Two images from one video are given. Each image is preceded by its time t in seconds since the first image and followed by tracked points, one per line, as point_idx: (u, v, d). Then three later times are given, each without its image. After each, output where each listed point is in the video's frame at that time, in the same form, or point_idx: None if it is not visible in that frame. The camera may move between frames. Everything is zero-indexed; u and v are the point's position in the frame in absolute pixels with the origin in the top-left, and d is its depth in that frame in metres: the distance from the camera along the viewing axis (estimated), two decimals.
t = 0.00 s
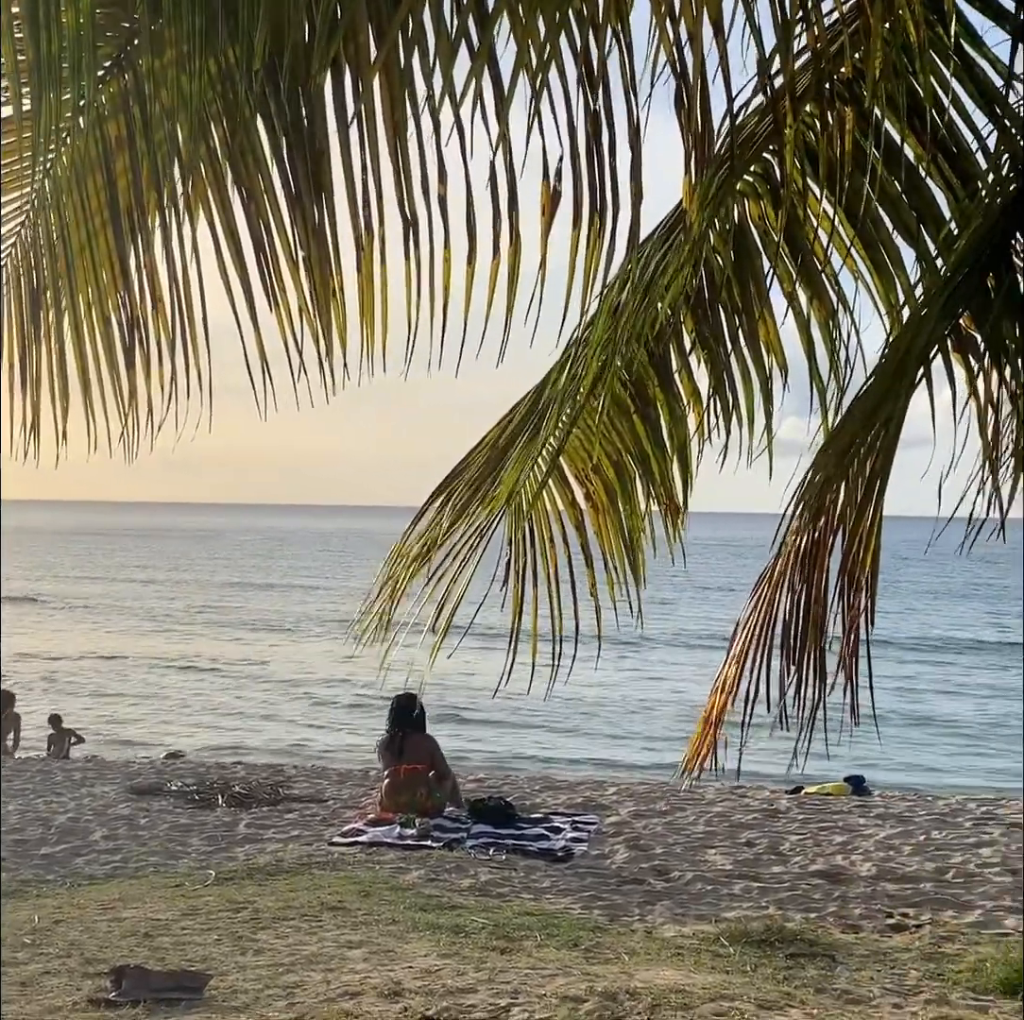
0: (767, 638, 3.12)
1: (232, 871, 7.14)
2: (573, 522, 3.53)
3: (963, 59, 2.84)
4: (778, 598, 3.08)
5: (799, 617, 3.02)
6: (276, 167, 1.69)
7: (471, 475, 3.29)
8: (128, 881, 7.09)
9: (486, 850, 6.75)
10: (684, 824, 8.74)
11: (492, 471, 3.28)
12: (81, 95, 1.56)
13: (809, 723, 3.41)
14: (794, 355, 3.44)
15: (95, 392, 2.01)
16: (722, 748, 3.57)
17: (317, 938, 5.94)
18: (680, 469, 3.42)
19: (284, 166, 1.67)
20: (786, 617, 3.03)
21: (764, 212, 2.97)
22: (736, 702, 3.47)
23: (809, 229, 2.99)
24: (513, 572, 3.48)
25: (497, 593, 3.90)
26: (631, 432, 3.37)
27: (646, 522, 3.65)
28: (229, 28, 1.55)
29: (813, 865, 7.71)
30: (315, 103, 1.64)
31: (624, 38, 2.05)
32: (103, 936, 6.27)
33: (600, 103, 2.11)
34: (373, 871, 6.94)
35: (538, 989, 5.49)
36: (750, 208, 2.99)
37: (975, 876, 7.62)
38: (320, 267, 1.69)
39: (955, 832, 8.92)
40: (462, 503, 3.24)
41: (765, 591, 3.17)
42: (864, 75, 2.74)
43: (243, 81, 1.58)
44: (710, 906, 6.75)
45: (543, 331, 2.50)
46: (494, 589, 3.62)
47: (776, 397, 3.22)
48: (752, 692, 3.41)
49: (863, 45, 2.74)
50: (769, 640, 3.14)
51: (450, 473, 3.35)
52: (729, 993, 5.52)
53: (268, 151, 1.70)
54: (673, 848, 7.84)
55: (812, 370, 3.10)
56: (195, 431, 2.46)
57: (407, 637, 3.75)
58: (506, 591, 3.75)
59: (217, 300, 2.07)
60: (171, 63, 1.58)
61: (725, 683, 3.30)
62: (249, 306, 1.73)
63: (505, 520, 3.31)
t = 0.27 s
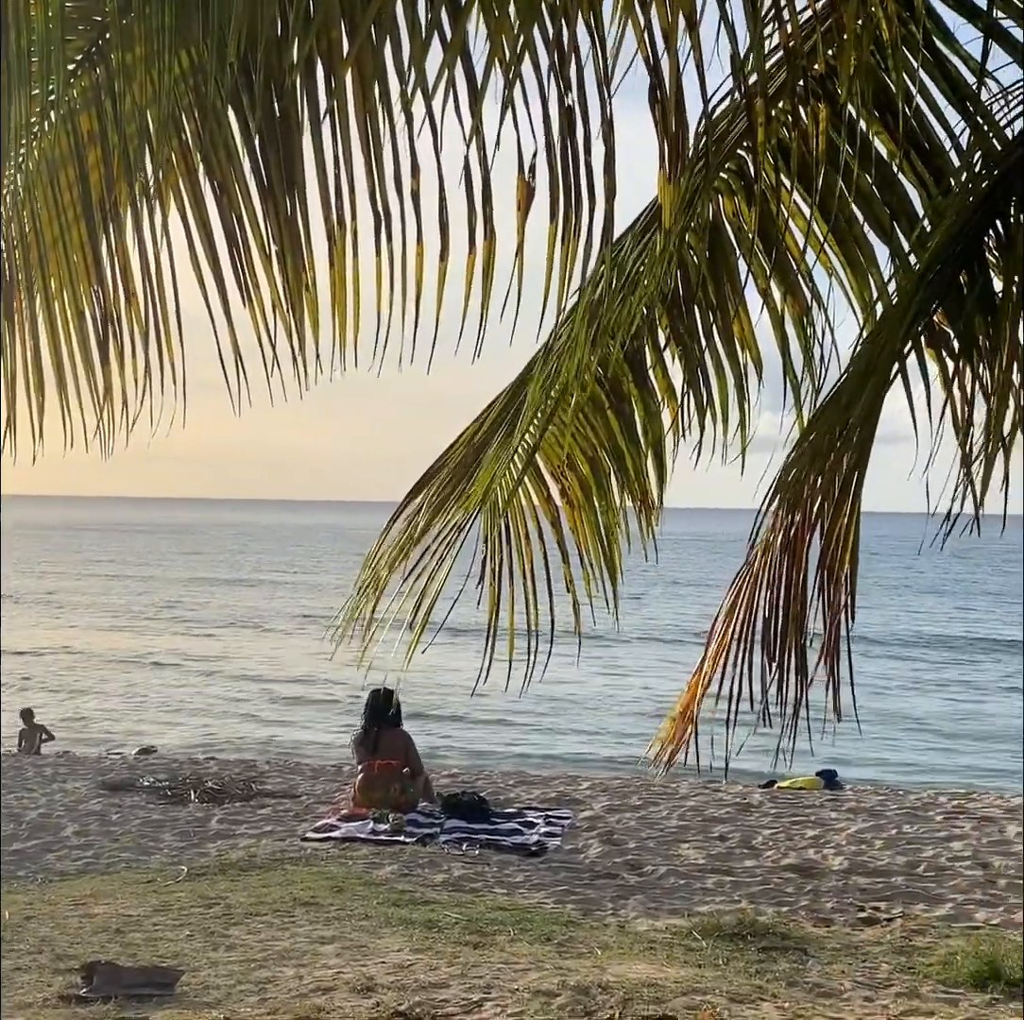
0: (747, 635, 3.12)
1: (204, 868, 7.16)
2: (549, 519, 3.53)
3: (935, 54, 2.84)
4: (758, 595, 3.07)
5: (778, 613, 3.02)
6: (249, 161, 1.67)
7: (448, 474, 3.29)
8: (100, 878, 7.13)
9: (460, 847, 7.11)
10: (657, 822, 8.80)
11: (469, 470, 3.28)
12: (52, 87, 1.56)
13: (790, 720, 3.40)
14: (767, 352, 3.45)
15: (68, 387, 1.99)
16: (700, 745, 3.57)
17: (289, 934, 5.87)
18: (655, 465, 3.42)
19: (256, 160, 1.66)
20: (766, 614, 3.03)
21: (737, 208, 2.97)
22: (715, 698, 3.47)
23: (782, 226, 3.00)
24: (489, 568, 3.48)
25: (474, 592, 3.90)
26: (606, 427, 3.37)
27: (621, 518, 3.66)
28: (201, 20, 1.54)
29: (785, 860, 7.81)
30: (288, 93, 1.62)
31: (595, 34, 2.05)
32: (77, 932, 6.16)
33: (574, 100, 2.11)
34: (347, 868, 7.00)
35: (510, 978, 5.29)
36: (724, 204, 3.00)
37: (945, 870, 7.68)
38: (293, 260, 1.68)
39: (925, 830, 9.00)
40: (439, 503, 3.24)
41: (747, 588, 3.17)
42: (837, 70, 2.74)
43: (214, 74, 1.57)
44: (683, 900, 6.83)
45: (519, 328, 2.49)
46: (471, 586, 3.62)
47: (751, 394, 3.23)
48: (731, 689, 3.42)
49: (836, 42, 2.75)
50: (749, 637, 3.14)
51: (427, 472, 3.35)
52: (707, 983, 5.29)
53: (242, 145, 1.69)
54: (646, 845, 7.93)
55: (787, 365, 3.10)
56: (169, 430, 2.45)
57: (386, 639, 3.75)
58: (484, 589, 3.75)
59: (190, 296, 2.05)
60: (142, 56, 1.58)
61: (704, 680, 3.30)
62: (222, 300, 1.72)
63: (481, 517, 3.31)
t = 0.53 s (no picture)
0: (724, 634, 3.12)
1: (175, 866, 7.14)
2: (525, 518, 3.53)
3: (905, 52, 2.85)
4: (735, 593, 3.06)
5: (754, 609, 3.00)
6: (220, 156, 1.65)
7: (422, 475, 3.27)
8: (72, 874, 7.14)
9: (434, 841, 7.09)
10: (629, 818, 8.83)
11: (443, 470, 3.26)
12: (17, 85, 1.54)
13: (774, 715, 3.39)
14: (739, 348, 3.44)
15: (40, 382, 1.98)
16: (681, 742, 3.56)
17: (262, 931, 5.86)
18: (629, 462, 3.42)
19: (227, 156, 1.64)
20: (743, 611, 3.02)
21: (710, 207, 2.97)
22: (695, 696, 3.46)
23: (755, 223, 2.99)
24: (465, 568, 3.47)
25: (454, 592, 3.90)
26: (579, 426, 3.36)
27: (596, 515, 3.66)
28: (170, 19, 1.53)
29: (757, 855, 7.89)
30: (259, 91, 1.61)
31: (566, 31, 2.05)
32: (46, 930, 6.14)
33: (545, 97, 2.11)
34: (320, 865, 7.04)
35: (483, 975, 5.24)
36: (696, 202, 2.99)
37: (915, 864, 7.73)
38: (265, 259, 1.66)
39: (896, 824, 9.06)
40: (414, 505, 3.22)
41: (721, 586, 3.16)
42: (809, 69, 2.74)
43: (184, 70, 1.55)
44: (655, 896, 6.89)
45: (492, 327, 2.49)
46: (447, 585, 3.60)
47: (725, 391, 3.23)
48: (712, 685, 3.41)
49: (806, 42, 2.75)
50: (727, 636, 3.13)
51: (401, 473, 3.33)
52: (678, 977, 5.31)
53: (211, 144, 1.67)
54: (620, 840, 8.02)
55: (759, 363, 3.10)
56: (138, 426, 2.43)
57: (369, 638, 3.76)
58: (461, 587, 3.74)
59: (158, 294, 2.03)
60: (111, 55, 1.56)
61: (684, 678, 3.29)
62: (193, 297, 1.70)
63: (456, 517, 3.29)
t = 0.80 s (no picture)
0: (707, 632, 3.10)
1: (148, 864, 7.13)
2: (502, 517, 3.51)
3: (877, 49, 2.86)
4: (716, 592, 3.04)
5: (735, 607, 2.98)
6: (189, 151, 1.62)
7: (398, 475, 3.26)
8: (44, 873, 7.12)
9: (408, 838, 7.26)
10: (604, 815, 8.85)
11: (419, 470, 3.25)
12: None
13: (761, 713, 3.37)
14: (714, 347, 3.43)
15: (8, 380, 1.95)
16: (668, 742, 3.53)
17: (235, 929, 5.83)
18: (604, 458, 3.41)
19: (197, 152, 1.61)
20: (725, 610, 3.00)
21: (683, 204, 2.97)
22: (680, 696, 3.43)
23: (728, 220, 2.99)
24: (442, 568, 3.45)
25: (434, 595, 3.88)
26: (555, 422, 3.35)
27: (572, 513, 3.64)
28: (139, 11, 1.50)
29: (730, 849, 7.94)
30: (227, 85, 1.59)
31: (537, 27, 2.05)
32: (16, 929, 6.08)
33: (517, 92, 2.09)
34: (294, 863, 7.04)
35: (457, 971, 5.24)
36: (669, 200, 3.00)
37: (888, 858, 7.77)
38: (236, 255, 1.63)
39: (869, 819, 9.10)
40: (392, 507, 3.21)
41: (702, 584, 3.15)
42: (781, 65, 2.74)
43: (152, 64, 1.52)
44: (629, 892, 6.90)
45: (466, 326, 2.47)
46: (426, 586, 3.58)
47: (699, 389, 3.22)
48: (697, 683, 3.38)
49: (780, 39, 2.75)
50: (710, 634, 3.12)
51: (377, 474, 3.32)
52: (652, 971, 5.32)
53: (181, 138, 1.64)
54: (595, 836, 8.06)
55: (734, 360, 3.10)
56: (109, 426, 2.41)
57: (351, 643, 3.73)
58: (440, 589, 3.72)
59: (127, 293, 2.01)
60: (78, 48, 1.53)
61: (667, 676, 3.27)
62: (163, 295, 1.67)
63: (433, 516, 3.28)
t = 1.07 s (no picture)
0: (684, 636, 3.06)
1: (123, 862, 7.13)
2: (480, 514, 3.49)
3: (851, 49, 2.87)
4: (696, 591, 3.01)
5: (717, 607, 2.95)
6: (164, 149, 1.60)
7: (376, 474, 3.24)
8: (18, 872, 7.08)
9: (386, 837, 7.49)
10: (581, 813, 8.89)
11: (398, 470, 3.24)
12: None
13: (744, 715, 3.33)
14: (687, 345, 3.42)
15: None
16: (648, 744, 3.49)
17: (211, 928, 5.80)
18: (581, 454, 3.40)
19: (172, 149, 1.59)
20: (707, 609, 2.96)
21: (660, 202, 2.98)
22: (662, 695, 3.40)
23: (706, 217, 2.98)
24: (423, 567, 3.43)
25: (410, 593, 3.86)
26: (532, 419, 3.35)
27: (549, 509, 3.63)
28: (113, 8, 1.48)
29: (706, 846, 7.98)
30: (204, 82, 1.57)
31: (512, 25, 2.04)
32: None
33: (493, 90, 2.09)
34: (271, 862, 7.03)
35: (434, 968, 5.17)
36: (646, 198, 3.00)
37: (864, 855, 7.81)
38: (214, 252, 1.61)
39: (845, 815, 9.15)
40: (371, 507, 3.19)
41: (682, 584, 3.11)
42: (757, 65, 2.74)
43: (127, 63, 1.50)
44: (606, 888, 6.91)
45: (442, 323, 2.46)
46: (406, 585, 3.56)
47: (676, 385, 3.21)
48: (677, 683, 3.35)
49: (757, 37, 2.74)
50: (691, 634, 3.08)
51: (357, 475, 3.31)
52: (630, 968, 5.25)
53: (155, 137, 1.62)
54: (572, 834, 8.09)
55: (711, 357, 3.10)
56: (81, 427, 2.39)
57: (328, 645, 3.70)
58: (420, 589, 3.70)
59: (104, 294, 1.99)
60: (49, 46, 1.51)
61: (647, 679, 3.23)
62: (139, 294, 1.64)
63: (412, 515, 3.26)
